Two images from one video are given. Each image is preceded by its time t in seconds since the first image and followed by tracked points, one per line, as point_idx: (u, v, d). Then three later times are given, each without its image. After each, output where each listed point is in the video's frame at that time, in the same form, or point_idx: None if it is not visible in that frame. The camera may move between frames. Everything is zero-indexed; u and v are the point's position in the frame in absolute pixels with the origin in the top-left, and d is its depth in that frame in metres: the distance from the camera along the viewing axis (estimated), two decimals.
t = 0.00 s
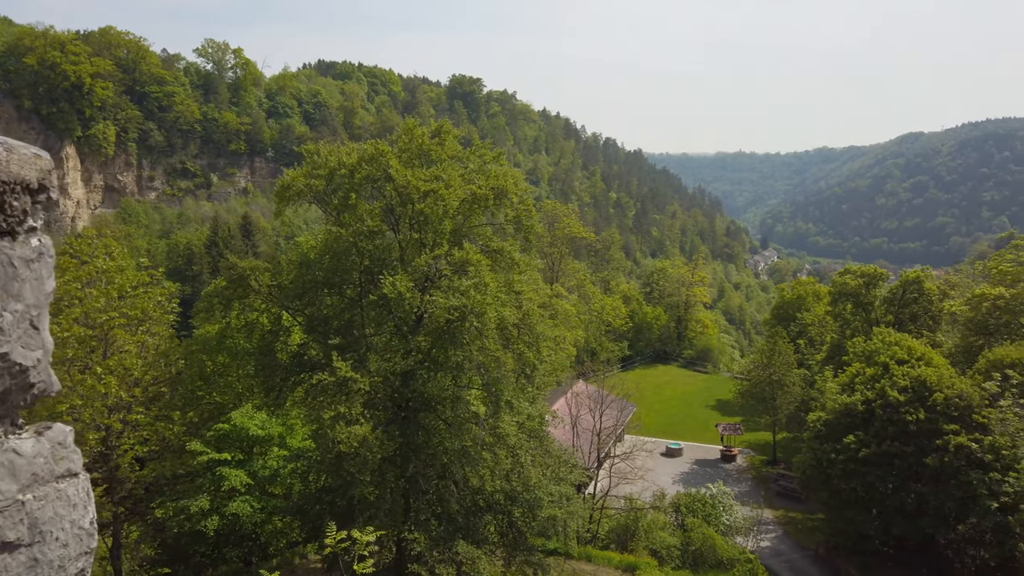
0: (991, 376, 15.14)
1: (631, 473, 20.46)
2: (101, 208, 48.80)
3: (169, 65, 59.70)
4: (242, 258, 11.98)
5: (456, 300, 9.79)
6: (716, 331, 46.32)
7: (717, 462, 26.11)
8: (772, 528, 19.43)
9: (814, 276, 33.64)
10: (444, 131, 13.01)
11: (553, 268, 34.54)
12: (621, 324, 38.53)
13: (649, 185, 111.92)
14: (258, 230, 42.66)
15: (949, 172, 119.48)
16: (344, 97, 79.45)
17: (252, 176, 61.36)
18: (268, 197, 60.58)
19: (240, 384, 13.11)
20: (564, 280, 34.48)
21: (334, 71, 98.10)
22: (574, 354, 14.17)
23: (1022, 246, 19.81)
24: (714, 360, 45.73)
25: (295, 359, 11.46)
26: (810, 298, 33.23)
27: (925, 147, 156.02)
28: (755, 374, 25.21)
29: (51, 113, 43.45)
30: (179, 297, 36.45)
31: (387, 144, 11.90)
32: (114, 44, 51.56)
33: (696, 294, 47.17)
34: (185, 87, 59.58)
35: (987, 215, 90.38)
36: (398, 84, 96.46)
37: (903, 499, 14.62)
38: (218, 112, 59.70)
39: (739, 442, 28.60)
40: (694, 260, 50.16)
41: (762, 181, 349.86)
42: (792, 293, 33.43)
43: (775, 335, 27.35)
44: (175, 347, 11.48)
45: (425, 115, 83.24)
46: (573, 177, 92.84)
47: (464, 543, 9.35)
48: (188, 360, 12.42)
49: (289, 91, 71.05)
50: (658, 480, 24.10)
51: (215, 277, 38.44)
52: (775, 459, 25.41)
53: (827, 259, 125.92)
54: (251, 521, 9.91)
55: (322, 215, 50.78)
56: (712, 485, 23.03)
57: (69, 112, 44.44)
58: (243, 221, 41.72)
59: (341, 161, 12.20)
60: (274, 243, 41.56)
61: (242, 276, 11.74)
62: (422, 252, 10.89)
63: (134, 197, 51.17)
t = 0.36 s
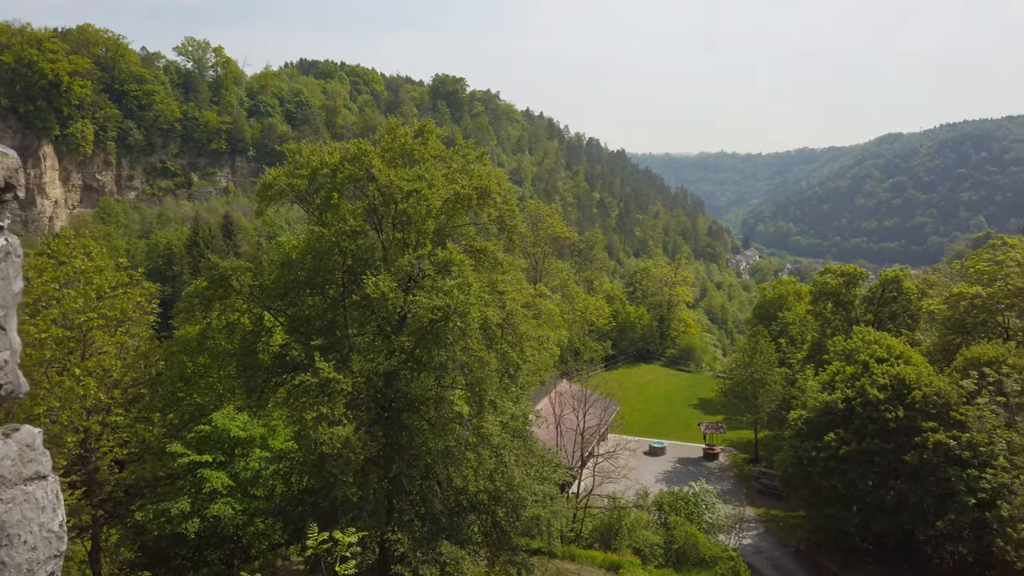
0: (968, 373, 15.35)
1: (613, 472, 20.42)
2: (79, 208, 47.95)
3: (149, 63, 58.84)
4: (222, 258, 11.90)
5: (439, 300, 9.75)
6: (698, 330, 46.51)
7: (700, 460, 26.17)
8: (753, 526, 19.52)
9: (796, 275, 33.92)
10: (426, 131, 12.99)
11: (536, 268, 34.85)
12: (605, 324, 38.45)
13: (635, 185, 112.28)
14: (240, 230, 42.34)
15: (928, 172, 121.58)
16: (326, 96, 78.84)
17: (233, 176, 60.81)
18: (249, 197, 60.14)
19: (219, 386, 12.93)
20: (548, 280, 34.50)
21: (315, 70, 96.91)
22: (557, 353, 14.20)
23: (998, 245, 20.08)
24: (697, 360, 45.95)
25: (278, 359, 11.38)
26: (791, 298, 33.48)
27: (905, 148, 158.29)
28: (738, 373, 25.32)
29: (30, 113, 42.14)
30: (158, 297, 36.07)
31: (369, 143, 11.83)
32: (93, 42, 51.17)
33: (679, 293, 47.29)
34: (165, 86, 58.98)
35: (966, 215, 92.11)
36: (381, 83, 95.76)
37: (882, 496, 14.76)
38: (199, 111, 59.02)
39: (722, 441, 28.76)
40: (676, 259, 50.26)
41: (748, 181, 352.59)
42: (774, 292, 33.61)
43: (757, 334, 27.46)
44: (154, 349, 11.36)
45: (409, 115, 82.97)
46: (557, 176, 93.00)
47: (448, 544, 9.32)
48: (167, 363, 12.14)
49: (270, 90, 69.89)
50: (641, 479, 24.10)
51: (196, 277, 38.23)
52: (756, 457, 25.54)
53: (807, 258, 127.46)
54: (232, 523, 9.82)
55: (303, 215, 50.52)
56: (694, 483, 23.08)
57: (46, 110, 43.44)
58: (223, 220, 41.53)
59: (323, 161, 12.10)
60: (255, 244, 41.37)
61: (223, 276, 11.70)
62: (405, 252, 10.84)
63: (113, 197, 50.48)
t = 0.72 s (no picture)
0: (945, 371, 15.54)
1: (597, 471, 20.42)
2: (56, 207, 47.15)
3: (127, 61, 58.09)
4: (203, 258, 11.82)
5: (422, 300, 9.71)
6: (681, 329, 46.67)
7: (683, 459, 26.28)
8: (736, 523, 19.64)
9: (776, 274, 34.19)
10: (409, 130, 12.96)
11: (519, 267, 34.87)
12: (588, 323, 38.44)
13: (620, 185, 112.65)
14: (220, 230, 41.97)
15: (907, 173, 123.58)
16: (308, 95, 78.22)
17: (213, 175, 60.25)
18: (230, 196, 59.66)
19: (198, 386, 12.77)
20: (531, 278, 34.74)
21: (297, 69, 95.92)
22: (540, 352, 14.25)
23: (973, 245, 20.38)
24: (679, 358, 46.12)
25: (259, 359, 11.33)
26: (772, 296, 33.70)
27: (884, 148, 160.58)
28: (720, 372, 25.41)
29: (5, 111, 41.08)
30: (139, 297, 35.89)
31: (351, 142, 11.76)
32: (71, 39, 50.27)
33: (661, 292, 47.39)
34: (144, 84, 58.44)
35: (943, 214, 94.11)
36: (364, 82, 95.12)
37: (861, 492, 14.93)
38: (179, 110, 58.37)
39: (705, 439, 28.89)
40: (658, 258, 50.34)
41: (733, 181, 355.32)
42: (755, 291, 33.86)
43: (739, 332, 27.62)
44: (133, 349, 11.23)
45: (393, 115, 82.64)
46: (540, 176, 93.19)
47: (431, 544, 9.31)
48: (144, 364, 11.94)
49: (250, 88, 69.37)
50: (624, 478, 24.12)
51: (176, 277, 38.08)
52: (738, 455, 25.70)
53: (789, 257, 128.83)
54: (213, 524, 9.75)
55: (284, 214, 50.16)
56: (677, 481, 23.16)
57: (22, 108, 42.65)
58: (204, 219, 41.39)
59: (304, 160, 12.03)
60: (236, 244, 41.28)
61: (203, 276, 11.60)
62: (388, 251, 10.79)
63: (91, 196, 49.72)
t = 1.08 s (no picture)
0: (923, 368, 15.73)
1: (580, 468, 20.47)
2: (32, 205, 46.34)
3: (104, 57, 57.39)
4: (182, 258, 11.74)
5: (404, 299, 9.68)
6: (663, 328, 46.87)
7: (665, 457, 26.38)
8: (718, 520, 19.76)
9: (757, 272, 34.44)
10: (390, 128, 12.94)
11: (502, 267, 34.86)
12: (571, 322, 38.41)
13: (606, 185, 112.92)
14: (199, 229, 41.66)
15: (886, 172, 125.56)
16: (289, 93, 77.75)
17: (193, 173, 59.69)
18: (210, 194, 59.13)
19: (177, 387, 12.56)
20: (513, 278, 34.52)
21: (278, 67, 95.06)
22: (524, 351, 14.26)
23: (949, 244, 20.67)
24: (661, 357, 46.28)
25: (239, 359, 11.24)
26: (753, 295, 33.91)
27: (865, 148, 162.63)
28: (701, 370, 25.52)
29: None
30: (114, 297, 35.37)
31: (332, 141, 11.70)
32: (47, 36, 49.73)
33: (643, 291, 47.47)
34: (122, 81, 57.72)
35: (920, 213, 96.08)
36: (346, 80, 94.42)
37: (841, 488, 15.08)
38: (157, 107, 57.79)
39: (688, 437, 29.02)
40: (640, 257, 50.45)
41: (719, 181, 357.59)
42: (736, 289, 34.11)
43: (720, 331, 27.78)
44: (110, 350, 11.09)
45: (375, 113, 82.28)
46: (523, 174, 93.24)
47: (414, 544, 9.29)
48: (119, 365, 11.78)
49: (230, 85, 69.43)
50: (607, 476, 24.12)
51: (154, 276, 37.83)
52: (719, 452, 25.88)
53: (770, 256, 130.10)
54: (194, 527, 9.66)
55: (265, 213, 49.77)
56: (660, 479, 23.22)
57: None
58: (182, 217, 41.13)
59: (284, 158, 11.95)
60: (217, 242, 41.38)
61: (182, 276, 11.54)
62: (370, 250, 10.74)
63: (68, 194, 48.91)
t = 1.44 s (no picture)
0: (902, 365, 15.95)
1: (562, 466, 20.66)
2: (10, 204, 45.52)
3: (82, 55, 56.72)
4: (161, 257, 11.92)
5: (387, 298, 9.71)
6: (645, 326, 47.05)
7: (648, 454, 26.53)
8: (700, 517, 19.90)
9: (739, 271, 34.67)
10: (372, 126, 12.93)
11: (485, 266, 34.88)
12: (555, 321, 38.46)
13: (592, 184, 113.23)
14: (180, 228, 41.63)
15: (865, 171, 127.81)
16: (270, 91, 77.14)
17: (173, 171, 59.10)
18: (191, 193, 58.64)
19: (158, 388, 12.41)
20: (496, 277, 34.51)
21: (259, 64, 94.22)
22: (507, 349, 14.33)
23: (926, 242, 21.00)
24: (644, 355, 46.42)
25: (220, 359, 11.26)
26: (735, 293, 34.12)
27: (846, 148, 164.74)
28: (684, 368, 25.69)
29: None
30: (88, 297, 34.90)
31: (313, 139, 11.68)
32: (23, 33, 49.40)
33: (626, 289, 47.58)
34: (100, 78, 57.08)
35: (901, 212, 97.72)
36: (328, 78, 93.84)
37: (822, 484, 15.25)
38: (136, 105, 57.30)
39: (671, 434, 29.20)
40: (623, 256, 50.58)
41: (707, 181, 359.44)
42: (718, 288, 34.32)
43: (702, 329, 28.00)
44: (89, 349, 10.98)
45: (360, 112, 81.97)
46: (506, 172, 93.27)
47: (397, 543, 9.27)
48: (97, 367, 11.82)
49: (211, 83, 68.74)
50: (590, 474, 24.22)
51: (133, 276, 37.56)
52: (702, 449, 26.08)
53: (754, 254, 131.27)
54: (173, 528, 9.60)
55: (246, 212, 49.41)
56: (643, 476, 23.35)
57: None
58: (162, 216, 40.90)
59: (265, 156, 11.91)
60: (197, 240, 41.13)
61: (162, 276, 11.75)
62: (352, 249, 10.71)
63: (46, 193, 48.30)
